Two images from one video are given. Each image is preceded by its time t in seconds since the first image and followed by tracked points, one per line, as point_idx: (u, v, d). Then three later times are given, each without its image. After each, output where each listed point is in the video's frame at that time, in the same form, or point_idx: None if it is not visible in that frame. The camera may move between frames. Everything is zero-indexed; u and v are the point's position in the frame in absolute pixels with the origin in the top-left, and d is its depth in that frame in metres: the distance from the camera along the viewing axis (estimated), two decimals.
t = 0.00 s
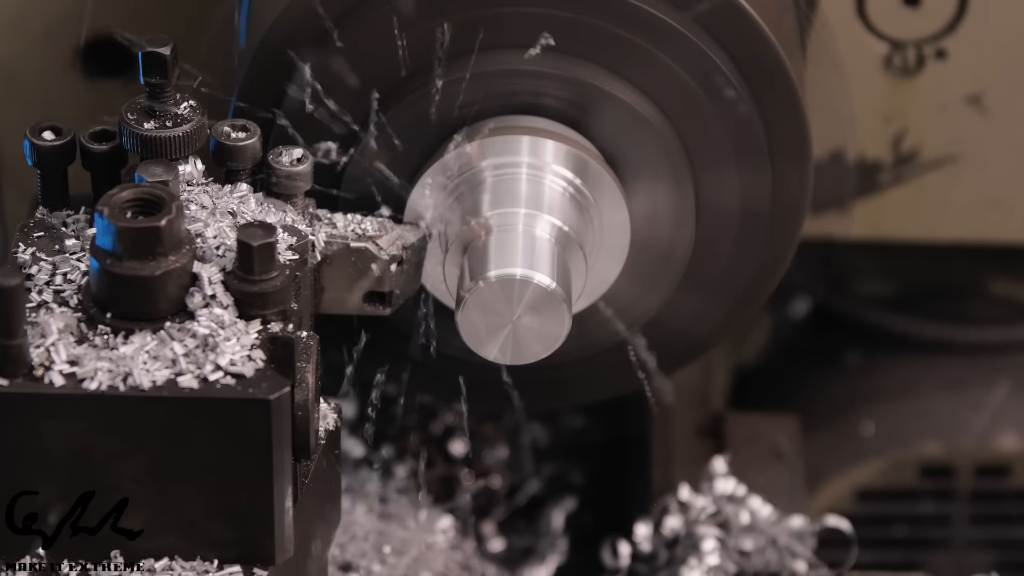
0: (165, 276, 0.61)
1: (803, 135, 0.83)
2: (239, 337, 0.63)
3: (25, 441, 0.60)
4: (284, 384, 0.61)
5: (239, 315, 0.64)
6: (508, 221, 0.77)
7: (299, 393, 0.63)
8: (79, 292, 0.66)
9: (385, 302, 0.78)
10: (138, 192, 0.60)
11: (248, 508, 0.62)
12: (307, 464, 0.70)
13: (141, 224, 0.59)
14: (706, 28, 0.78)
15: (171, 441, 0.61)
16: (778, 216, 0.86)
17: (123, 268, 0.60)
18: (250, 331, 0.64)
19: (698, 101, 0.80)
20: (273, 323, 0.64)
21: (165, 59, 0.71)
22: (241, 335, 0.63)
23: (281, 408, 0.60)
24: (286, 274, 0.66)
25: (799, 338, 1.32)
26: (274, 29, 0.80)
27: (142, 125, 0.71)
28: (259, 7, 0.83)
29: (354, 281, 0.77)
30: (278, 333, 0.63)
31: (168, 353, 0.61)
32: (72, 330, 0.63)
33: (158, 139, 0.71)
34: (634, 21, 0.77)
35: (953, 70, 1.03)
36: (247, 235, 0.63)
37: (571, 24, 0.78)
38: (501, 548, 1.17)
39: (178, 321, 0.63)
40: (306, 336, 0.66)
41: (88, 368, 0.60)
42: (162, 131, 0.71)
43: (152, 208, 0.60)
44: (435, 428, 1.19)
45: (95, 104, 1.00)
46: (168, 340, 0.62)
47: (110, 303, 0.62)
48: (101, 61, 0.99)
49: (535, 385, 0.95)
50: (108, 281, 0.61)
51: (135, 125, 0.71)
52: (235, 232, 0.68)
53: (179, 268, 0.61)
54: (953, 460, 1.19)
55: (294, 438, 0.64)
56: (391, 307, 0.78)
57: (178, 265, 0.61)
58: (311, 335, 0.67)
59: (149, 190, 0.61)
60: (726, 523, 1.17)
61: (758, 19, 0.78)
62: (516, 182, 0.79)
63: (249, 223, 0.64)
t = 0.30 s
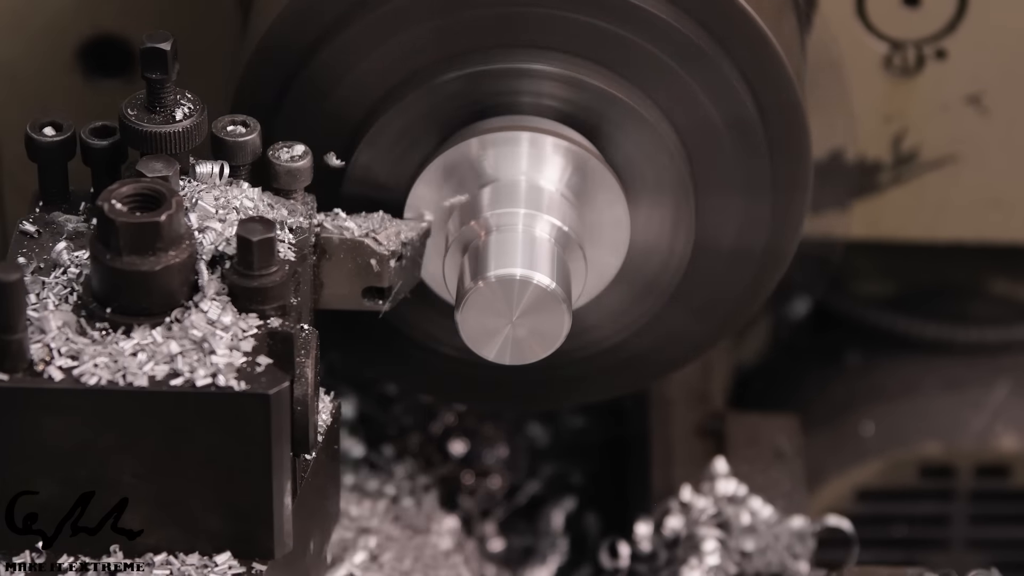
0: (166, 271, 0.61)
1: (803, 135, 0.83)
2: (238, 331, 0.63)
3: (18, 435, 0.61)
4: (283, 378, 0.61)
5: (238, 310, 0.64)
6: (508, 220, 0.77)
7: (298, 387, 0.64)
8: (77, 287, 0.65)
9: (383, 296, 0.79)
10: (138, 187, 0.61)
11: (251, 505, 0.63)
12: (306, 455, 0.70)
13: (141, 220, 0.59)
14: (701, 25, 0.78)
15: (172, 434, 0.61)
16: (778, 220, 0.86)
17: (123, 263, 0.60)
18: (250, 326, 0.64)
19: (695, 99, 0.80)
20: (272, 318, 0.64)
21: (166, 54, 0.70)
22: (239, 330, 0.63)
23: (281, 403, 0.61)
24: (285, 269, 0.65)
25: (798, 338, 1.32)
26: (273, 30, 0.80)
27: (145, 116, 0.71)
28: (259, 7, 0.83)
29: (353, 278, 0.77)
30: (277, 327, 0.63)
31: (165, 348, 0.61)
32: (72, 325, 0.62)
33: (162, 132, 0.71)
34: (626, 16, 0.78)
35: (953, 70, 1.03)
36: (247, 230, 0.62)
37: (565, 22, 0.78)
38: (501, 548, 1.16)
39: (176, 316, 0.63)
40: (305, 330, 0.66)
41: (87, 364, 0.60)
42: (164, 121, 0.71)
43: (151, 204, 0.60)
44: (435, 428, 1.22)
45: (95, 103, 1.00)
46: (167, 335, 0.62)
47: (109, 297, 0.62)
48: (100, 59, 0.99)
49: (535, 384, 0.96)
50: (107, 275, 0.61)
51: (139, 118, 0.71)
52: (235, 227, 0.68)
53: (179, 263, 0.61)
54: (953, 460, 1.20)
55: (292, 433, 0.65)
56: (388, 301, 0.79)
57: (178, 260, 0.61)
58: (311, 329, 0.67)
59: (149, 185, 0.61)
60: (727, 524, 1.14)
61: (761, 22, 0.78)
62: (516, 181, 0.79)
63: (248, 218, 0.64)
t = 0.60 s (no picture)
0: (110, 275, 0.61)
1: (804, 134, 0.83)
2: (183, 335, 0.62)
3: (10, 438, 0.60)
4: (227, 382, 0.60)
5: (184, 314, 0.64)
6: (508, 220, 0.76)
7: (244, 392, 0.63)
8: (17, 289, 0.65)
9: (334, 300, 0.78)
10: (83, 190, 0.61)
11: (193, 508, 0.62)
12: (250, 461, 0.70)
13: (84, 222, 0.59)
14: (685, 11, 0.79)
15: (115, 436, 0.60)
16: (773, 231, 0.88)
17: (67, 267, 0.60)
18: (195, 329, 0.63)
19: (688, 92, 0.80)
20: (217, 322, 0.64)
21: (111, 56, 0.74)
22: (184, 334, 0.62)
23: (224, 408, 0.60)
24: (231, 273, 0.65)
25: (799, 338, 1.36)
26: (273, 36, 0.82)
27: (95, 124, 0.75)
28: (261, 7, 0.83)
29: (304, 282, 0.76)
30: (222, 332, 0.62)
31: (108, 353, 0.61)
32: (14, 328, 0.62)
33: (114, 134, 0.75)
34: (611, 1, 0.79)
35: (953, 69, 1.03)
36: (191, 234, 0.62)
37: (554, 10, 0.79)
38: (501, 548, 1.17)
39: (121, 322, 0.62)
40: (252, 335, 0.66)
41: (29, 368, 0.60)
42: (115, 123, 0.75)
43: (96, 207, 0.61)
44: (435, 428, 1.23)
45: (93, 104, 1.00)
46: (111, 339, 0.61)
47: (53, 301, 0.61)
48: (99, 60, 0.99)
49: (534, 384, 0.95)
50: (50, 278, 0.60)
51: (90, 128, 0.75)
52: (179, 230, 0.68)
53: (122, 266, 0.61)
54: (953, 461, 1.18)
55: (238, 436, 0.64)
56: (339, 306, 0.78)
57: (122, 263, 0.61)
58: (257, 334, 0.67)
59: (94, 188, 0.61)
60: (726, 524, 1.11)
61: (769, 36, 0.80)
62: (515, 180, 0.78)
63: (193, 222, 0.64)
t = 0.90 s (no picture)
0: (74, 426, 0.59)
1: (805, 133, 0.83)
2: (152, 490, 0.62)
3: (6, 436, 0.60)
4: (198, 543, 0.61)
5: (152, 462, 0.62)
6: (508, 220, 0.76)
7: (217, 545, 0.62)
8: None
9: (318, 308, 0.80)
10: (43, 333, 0.59)
11: None
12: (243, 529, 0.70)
13: (44, 370, 0.57)
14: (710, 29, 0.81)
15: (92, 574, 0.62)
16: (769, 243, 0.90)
17: (27, 417, 0.58)
18: (165, 482, 0.62)
19: (703, 108, 0.81)
20: (189, 475, 0.62)
21: None
22: (151, 490, 0.62)
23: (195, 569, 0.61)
24: (204, 420, 0.62)
25: (799, 340, 1.35)
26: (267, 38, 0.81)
27: (54, 226, 0.65)
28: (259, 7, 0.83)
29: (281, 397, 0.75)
30: (193, 486, 0.62)
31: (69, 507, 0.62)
32: None
33: (75, 239, 0.65)
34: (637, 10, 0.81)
35: (953, 69, 1.03)
36: (161, 381, 0.59)
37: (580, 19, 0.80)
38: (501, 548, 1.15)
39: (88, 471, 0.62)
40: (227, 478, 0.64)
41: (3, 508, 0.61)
42: (74, 233, 0.65)
43: (58, 350, 0.59)
44: (435, 428, 1.22)
45: (93, 102, 1.00)
46: (76, 496, 0.62)
47: (15, 454, 0.61)
48: (101, 59, 0.99)
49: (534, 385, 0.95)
50: (9, 431, 0.59)
51: (49, 226, 0.65)
52: (150, 372, 0.65)
53: (87, 416, 0.60)
54: (953, 461, 1.19)
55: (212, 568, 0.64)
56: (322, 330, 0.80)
57: (85, 413, 0.60)
58: (232, 481, 0.65)
59: (55, 329, 0.59)
60: (725, 523, 1.10)
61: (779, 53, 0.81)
62: (515, 181, 0.78)
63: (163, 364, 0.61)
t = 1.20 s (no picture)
0: (74, 425, 0.60)
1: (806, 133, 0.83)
2: (151, 490, 0.63)
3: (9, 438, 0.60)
4: (197, 542, 0.62)
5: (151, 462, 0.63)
6: (508, 220, 0.76)
7: (217, 544, 0.62)
8: None
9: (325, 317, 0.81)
10: (41, 333, 0.60)
11: None
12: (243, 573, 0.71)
13: (43, 370, 0.58)
14: (721, 44, 0.78)
15: None
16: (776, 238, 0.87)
17: (26, 417, 0.59)
18: (165, 482, 0.63)
19: (706, 118, 0.81)
20: (189, 474, 0.63)
21: None
22: (150, 490, 0.63)
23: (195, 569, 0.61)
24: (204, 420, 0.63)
25: (798, 338, 1.36)
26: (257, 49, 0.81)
27: (53, 226, 0.66)
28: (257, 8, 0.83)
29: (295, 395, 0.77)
30: (193, 485, 0.63)
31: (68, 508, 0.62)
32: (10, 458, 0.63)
33: (74, 239, 0.66)
34: (641, 23, 0.78)
35: (952, 69, 1.03)
36: (161, 381, 0.60)
37: (589, 30, 0.78)
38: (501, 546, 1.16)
39: (88, 471, 0.63)
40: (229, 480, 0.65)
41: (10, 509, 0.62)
42: (74, 233, 0.66)
43: (58, 351, 0.60)
44: (435, 428, 1.22)
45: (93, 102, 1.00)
46: (76, 496, 0.63)
47: (14, 455, 0.62)
48: (100, 58, 0.99)
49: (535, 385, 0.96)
50: (8, 431, 0.60)
51: (47, 226, 0.66)
52: (149, 373, 0.66)
53: (85, 416, 0.60)
54: (952, 461, 1.18)
55: None
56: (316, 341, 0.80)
57: (85, 412, 0.60)
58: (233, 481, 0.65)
59: (54, 330, 0.60)
60: (725, 524, 1.12)
61: (769, 37, 0.78)
62: (515, 180, 0.78)
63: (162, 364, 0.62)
